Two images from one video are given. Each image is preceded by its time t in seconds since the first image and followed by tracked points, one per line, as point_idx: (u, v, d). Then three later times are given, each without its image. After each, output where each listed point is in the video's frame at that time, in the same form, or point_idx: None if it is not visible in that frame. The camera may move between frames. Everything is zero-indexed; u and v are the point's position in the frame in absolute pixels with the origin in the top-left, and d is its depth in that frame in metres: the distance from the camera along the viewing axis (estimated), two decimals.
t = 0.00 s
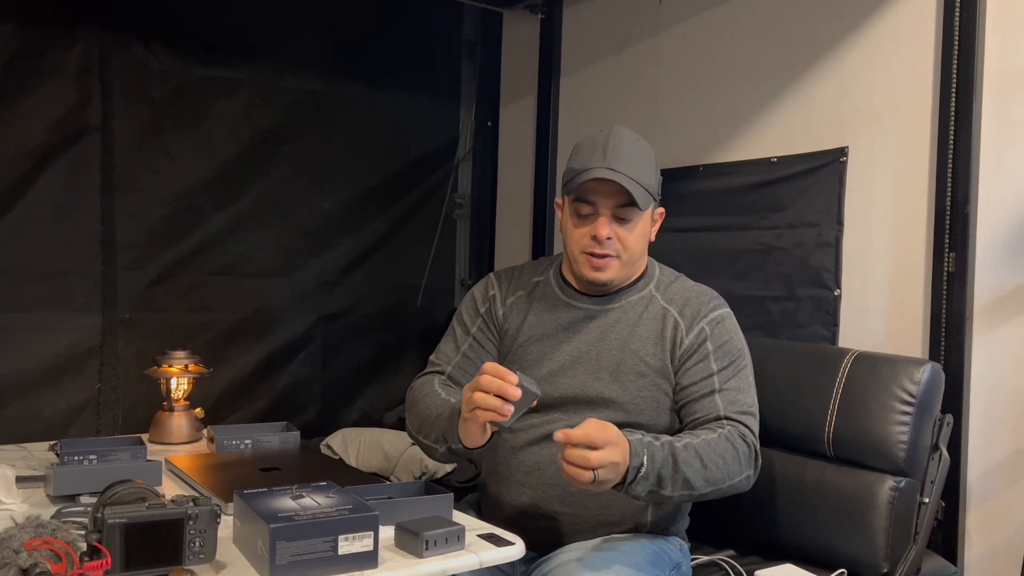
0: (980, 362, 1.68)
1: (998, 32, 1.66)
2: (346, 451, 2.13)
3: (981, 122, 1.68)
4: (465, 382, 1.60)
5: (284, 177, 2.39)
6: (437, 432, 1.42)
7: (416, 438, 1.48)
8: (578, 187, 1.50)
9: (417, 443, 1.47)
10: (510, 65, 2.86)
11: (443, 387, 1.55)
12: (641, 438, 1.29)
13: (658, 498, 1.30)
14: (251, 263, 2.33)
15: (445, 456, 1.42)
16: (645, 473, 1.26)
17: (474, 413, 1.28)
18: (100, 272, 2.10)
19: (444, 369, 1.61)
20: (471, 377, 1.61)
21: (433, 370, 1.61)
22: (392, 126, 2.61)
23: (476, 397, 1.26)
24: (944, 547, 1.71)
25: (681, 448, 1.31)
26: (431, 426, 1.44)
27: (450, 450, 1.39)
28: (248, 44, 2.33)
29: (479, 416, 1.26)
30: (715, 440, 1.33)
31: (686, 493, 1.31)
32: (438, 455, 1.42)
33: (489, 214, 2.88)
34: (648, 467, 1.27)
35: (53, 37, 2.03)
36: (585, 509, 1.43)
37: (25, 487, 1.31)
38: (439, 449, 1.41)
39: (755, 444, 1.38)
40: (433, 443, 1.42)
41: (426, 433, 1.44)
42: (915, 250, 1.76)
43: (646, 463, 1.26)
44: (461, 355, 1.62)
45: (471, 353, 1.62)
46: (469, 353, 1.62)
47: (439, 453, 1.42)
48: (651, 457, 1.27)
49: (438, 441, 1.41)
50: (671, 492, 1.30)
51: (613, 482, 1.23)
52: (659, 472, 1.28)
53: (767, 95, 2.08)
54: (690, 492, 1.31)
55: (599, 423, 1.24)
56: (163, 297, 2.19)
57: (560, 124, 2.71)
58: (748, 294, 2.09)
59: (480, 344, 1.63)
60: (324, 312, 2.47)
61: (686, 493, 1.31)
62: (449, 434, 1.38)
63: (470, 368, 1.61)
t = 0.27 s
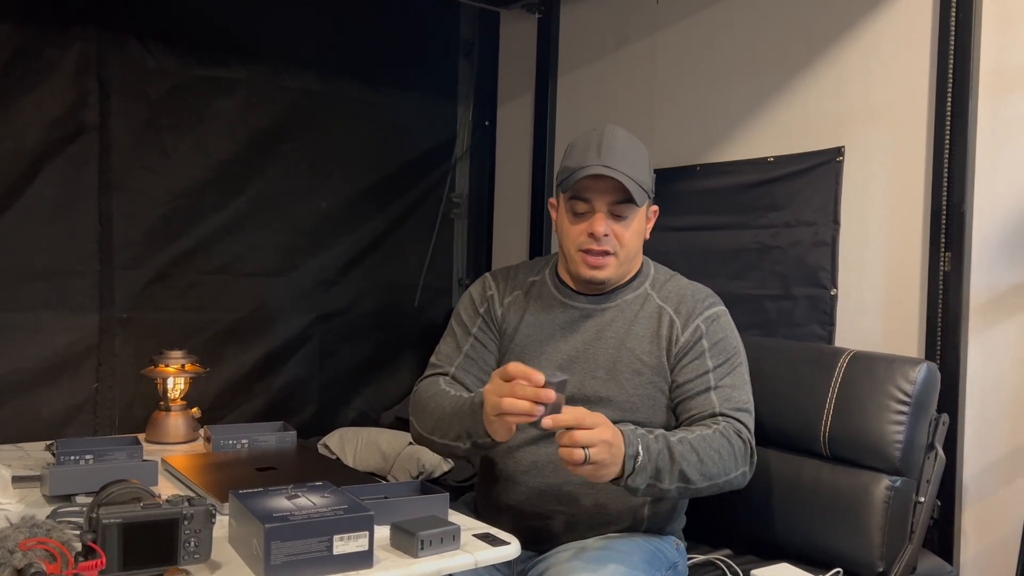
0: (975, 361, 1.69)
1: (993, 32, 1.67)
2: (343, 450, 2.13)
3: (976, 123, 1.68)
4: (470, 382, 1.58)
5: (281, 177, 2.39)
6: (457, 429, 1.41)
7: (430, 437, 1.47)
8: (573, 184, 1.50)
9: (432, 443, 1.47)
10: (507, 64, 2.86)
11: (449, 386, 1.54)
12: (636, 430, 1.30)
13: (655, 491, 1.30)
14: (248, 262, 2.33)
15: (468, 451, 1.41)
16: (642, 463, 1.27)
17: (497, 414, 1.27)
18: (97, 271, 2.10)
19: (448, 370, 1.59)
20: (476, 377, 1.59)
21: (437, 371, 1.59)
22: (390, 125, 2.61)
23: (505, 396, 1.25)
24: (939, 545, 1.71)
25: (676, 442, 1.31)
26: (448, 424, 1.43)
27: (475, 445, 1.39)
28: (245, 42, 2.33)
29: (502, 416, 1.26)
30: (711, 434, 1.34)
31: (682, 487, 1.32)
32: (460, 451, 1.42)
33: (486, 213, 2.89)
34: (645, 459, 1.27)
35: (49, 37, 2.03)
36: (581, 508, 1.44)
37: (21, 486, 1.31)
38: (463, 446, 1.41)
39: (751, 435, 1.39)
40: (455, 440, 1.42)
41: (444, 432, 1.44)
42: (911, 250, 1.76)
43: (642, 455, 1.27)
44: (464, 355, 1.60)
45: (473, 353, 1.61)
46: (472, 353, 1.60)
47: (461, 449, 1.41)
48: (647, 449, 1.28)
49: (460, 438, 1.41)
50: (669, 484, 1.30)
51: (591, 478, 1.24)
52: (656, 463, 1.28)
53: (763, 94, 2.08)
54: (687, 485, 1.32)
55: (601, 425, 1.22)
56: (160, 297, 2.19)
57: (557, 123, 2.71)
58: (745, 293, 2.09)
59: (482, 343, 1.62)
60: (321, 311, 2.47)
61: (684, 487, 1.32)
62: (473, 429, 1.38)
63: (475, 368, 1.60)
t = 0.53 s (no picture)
0: (974, 359, 1.69)
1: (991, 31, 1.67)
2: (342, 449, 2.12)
3: (975, 121, 1.68)
4: (471, 375, 1.56)
5: (280, 176, 2.39)
6: (461, 422, 1.39)
7: (432, 430, 1.45)
8: (573, 180, 1.51)
9: (435, 435, 1.44)
10: (505, 64, 2.86)
11: (452, 378, 1.52)
12: (654, 430, 1.29)
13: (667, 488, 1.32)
14: (247, 261, 2.33)
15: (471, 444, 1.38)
16: (655, 464, 1.27)
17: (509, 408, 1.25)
18: (95, 271, 2.09)
19: (449, 363, 1.56)
20: (476, 370, 1.57)
21: (437, 365, 1.57)
22: (388, 124, 2.61)
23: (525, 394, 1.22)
24: (938, 544, 1.72)
25: (693, 440, 1.31)
26: (451, 417, 1.40)
27: (479, 437, 1.36)
28: (243, 42, 2.33)
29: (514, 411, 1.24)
30: (724, 430, 1.35)
31: (695, 483, 1.32)
32: (462, 443, 1.39)
33: (485, 213, 2.89)
34: (659, 459, 1.28)
35: (47, 35, 2.02)
36: (580, 507, 1.44)
37: (19, 486, 1.31)
38: (466, 438, 1.38)
39: (756, 428, 1.41)
40: (458, 432, 1.39)
41: (446, 425, 1.41)
42: (909, 248, 1.76)
43: (658, 456, 1.27)
44: (465, 349, 1.59)
45: (474, 348, 1.59)
46: (473, 348, 1.59)
47: (463, 442, 1.38)
48: (662, 450, 1.28)
49: (463, 430, 1.38)
50: (682, 482, 1.31)
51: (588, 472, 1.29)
52: (670, 463, 1.29)
53: (761, 93, 2.08)
54: (701, 482, 1.32)
55: (615, 441, 1.22)
56: (159, 296, 2.19)
57: (555, 122, 2.71)
58: (743, 293, 2.09)
59: (483, 339, 1.61)
60: (320, 310, 2.47)
61: (697, 483, 1.32)
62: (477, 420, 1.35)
63: (477, 363, 1.58)
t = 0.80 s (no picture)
0: (973, 356, 1.69)
1: (990, 29, 1.67)
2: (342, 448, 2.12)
3: (974, 119, 1.69)
4: (477, 372, 1.53)
5: (279, 175, 2.39)
6: (467, 422, 1.37)
7: (438, 428, 1.43)
8: (579, 176, 1.51)
9: (442, 433, 1.42)
10: (504, 63, 2.86)
11: (457, 377, 1.49)
12: (654, 405, 1.30)
13: (660, 463, 1.32)
14: (246, 260, 2.33)
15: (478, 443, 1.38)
16: (651, 438, 1.28)
17: (521, 405, 1.23)
18: (94, 270, 2.09)
19: (454, 361, 1.53)
20: (482, 367, 1.54)
21: (442, 363, 1.54)
22: (387, 123, 2.61)
23: (540, 396, 1.19)
24: (938, 541, 1.72)
25: (690, 421, 1.32)
26: (458, 416, 1.39)
27: (488, 437, 1.35)
28: (241, 41, 2.32)
29: (527, 407, 1.22)
30: (724, 419, 1.35)
31: (689, 465, 1.32)
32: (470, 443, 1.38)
33: (484, 212, 2.89)
34: (655, 434, 1.28)
35: (45, 34, 2.02)
36: (581, 504, 1.44)
37: (19, 484, 1.31)
38: (474, 438, 1.37)
39: (757, 421, 1.41)
40: (465, 433, 1.38)
41: (452, 424, 1.40)
42: (908, 246, 1.77)
43: (655, 430, 1.28)
44: (470, 346, 1.56)
45: (479, 344, 1.57)
46: (478, 345, 1.56)
47: (472, 441, 1.38)
48: (659, 425, 1.29)
49: (471, 431, 1.37)
50: (674, 461, 1.32)
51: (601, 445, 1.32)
52: (665, 438, 1.30)
53: (760, 92, 2.08)
54: (693, 465, 1.33)
55: (632, 428, 1.24)
56: (158, 295, 2.19)
57: (554, 121, 2.71)
58: (743, 291, 2.09)
59: (487, 335, 1.58)
60: (319, 309, 2.47)
61: (690, 465, 1.32)
62: (484, 422, 1.34)
63: (483, 359, 1.55)
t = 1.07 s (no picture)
0: (971, 355, 1.69)
1: (987, 29, 1.68)
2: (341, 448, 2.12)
3: (971, 118, 1.69)
4: (483, 372, 1.52)
5: (278, 175, 2.39)
6: (473, 425, 1.35)
7: (444, 432, 1.41)
8: (579, 175, 1.51)
9: (449, 437, 1.40)
10: (502, 63, 2.86)
11: (464, 379, 1.47)
12: (647, 385, 1.30)
13: (644, 444, 1.32)
14: (245, 260, 2.33)
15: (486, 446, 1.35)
16: (639, 417, 1.28)
17: (543, 398, 1.19)
18: (93, 270, 2.09)
19: (461, 363, 1.52)
20: (489, 367, 1.53)
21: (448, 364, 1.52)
22: (386, 123, 2.61)
23: (558, 379, 1.17)
24: (936, 540, 1.72)
25: (681, 406, 1.32)
26: (463, 419, 1.37)
27: (495, 440, 1.33)
28: (240, 41, 2.32)
29: (550, 398, 1.19)
30: (717, 411, 1.36)
31: (673, 449, 1.32)
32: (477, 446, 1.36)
33: (482, 212, 2.89)
34: (645, 413, 1.28)
35: (43, 35, 2.02)
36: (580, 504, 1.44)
37: (19, 485, 1.31)
38: (481, 442, 1.35)
39: (753, 417, 1.42)
40: (472, 437, 1.36)
41: (459, 427, 1.38)
42: (906, 245, 1.77)
43: (645, 408, 1.28)
44: (476, 347, 1.54)
45: (484, 345, 1.55)
46: (483, 345, 1.55)
47: (479, 445, 1.35)
48: (650, 405, 1.29)
49: (478, 435, 1.35)
50: (659, 442, 1.32)
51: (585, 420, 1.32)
52: (654, 419, 1.30)
53: (758, 91, 2.09)
54: (679, 450, 1.33)
55: (628, 396, 1.25)
56: (157, 295, 2.19)
57: (553, 121, 2.71)
58: (741, 290, 2.09)
59: (492, 335, 1.57)
60: (319, 309, 2.47)
61: (675, 450, 1.32)
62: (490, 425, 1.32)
63: (488, 360, 1.54)
